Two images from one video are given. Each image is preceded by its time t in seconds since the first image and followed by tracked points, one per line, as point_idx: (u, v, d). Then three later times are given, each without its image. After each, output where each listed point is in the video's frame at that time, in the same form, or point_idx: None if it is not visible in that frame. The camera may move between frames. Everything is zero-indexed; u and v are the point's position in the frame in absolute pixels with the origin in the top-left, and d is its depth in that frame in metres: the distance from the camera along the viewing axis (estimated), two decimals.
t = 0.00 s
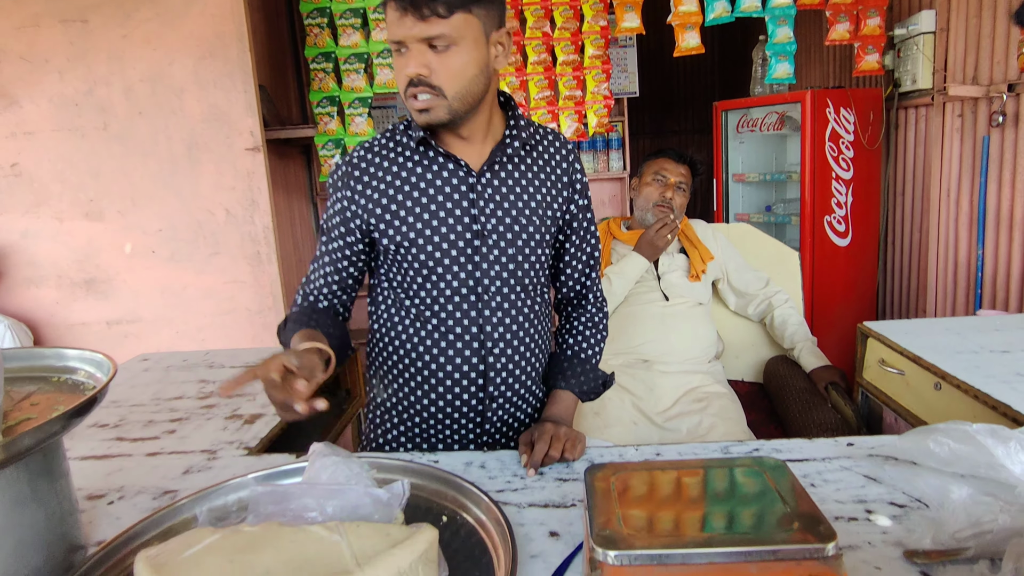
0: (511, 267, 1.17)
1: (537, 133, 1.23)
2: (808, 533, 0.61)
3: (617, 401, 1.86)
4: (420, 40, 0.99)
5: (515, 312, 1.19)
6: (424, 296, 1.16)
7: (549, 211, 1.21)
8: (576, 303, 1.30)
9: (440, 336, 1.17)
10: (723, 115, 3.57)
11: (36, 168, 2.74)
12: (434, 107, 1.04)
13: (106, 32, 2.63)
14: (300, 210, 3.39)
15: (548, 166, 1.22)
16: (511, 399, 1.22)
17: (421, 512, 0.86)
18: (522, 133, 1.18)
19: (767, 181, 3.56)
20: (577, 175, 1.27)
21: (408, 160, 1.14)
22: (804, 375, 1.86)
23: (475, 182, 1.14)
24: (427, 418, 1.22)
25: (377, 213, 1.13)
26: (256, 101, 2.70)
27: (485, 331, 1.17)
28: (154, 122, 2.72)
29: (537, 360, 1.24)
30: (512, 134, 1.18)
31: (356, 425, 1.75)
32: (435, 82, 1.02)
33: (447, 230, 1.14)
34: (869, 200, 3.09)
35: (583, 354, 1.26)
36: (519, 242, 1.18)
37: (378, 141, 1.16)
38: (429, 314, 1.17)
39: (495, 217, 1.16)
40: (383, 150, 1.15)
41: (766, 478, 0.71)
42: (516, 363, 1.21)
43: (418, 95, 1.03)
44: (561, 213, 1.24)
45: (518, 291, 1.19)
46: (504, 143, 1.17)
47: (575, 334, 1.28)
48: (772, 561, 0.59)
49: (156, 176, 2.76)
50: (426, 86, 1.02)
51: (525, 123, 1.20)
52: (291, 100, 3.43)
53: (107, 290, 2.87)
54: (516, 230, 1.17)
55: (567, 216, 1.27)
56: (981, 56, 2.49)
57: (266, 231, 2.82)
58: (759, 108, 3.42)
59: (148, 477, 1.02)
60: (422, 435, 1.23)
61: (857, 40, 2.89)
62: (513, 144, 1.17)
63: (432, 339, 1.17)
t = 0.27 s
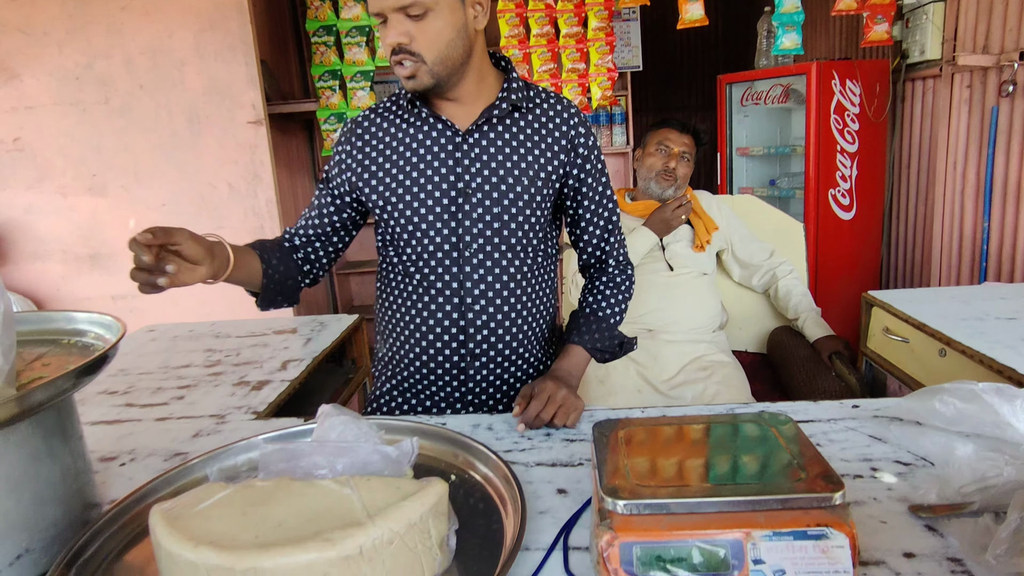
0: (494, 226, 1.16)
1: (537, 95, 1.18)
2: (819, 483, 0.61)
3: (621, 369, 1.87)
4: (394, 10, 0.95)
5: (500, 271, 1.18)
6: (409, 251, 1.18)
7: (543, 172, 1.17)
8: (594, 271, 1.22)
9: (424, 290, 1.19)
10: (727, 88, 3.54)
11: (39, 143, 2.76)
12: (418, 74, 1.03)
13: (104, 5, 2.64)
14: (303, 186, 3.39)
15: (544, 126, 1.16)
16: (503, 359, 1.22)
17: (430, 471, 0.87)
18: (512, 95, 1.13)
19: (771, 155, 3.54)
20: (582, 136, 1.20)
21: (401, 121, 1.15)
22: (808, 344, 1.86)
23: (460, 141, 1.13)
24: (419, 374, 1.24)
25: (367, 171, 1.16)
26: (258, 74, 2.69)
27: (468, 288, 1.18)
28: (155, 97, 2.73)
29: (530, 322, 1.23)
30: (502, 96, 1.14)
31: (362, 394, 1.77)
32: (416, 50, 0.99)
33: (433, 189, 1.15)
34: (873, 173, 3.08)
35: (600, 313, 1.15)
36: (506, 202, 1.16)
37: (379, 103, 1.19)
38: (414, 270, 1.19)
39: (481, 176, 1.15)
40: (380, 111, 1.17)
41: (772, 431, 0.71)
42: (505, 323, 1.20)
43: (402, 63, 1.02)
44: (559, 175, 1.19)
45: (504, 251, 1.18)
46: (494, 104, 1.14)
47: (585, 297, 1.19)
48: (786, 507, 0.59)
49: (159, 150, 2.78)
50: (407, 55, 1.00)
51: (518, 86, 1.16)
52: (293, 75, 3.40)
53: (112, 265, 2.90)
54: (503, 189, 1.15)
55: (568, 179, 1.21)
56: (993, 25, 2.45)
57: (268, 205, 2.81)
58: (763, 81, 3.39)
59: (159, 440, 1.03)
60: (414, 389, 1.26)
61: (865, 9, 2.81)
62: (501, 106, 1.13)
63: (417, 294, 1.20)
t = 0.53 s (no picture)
0: (489, 209, 1.16)
1: (527, 79, 1.18)
2: (824, 462, 0.61)
3: (624, 353, 1.87)
4: None
5: (496, 253, 1.18)
6: (407, 235, 1.19)
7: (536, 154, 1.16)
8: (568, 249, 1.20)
9: (421, 274, 1.19)
10: (729, 72, 3.52)
11: (38, 128, 2.75)
12: (422, 58, 1.03)
13: None
14: (303, 171, 3.38)
15: (536, 108, 1.16)
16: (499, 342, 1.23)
17: (435, 453, 0.87)
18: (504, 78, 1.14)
19: (773, 139, 3.53)
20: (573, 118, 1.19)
21: (396, 106, 1.15)
22: (810, 329, 1.87)
23: (454, 124, 1.13)
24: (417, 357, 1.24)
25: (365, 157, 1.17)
26: (258, 58, 2.68)
27: (464, 271, 1.18)
28: (154, 81, 2.71)
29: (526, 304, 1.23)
30: (495, 79, 1.14)
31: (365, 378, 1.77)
32: (423, 33, 1.00)
33: (428, 172, 1.15)
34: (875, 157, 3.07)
35: (564, 291, 1.11)
36: (500, 184, 1.15)
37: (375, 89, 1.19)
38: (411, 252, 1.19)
39: (475, 158, 1.15)
40: (376, 96, 1.17)
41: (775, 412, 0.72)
42: (501, 306, 1.20)
43: (408, 48, 1.02)
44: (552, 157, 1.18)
45: (499, 233, 1.17)
46: (487, 87, 1.14)
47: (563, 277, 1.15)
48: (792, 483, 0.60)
49: (159, 136, 2.77)
50: (415, 39, 1.01)
51: (509, 70, 1.16)
52: (292, 60, 3.38)
53: (114, 251, 2.90)
54: (497, 171, 1.15)
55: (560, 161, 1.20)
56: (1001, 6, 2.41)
57: (269, 190, 2.81)
58: (766, 65, 3.36)
59: (165, 423, 1.04)
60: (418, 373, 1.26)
61: None
62: (493, 90, 1.14)
63: (414, 277, 1.20)
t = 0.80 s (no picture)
0: (469, 212, 1.17)
1: (503, 82, 1.19)
2: (814, 467, 0.62)
3: (619, 354, 1.87)
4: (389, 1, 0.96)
5: (477, 256, 1.18)
6: (387, 238, 1.18)
7: (513, 156, 1.17)
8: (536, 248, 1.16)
9: (403, 277, 1.20)
10: (725, 71, 3.52)
11: (32, 129, 2.74)
12: (409, 66, 1.03)
13: None
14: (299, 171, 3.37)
15: (512, 111, 1.18)
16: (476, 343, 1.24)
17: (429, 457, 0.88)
18: (481, 84, 1.15)
19: (768, 138, 3.54)
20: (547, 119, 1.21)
21: (374, 110, 1.15)
22: (805, 328, 1.88)
23: (434, 130, 1.14)
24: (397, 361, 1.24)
25: (344, 160, 1.15)
26: (252, 59, 2.68)
27: (445, 274, 1.19)
28: (149, 82, 2.71)
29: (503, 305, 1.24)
30: (472, 85, 1.16)
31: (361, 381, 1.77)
32: (409, 40, 1.00)
33: (408, 176, 1.15)
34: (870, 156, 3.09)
35: (513, 287, 1.07)
36: (479, 187, 1.16)
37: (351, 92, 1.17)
38: (394, 256, 1.19)
39: (456, 161, 1.16)
40: (354, 100, 1.16)
41: (768, 416, 0.72)
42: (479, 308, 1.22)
43: (393, 54, 1.02)
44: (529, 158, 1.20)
45: (479, 236, 1.18)
46: (463, 93, 1.15)
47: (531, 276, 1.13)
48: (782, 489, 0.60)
49: (154, 137, 2.76)
50: (400, 45, 1.00)
51: (487, 75, 1.17)
52: (287, 60, 3.37)
53: (109, 252, 2.90)
54: (476, 174, 1.16)
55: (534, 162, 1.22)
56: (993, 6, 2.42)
57: (265, 191, 2.81)
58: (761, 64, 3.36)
59: (159, 428, 1.03)
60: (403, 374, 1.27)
61: None
62: (470, 96, 1.15)
63: (397, 281, 1.20)
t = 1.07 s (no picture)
0: (440, 231, 1.19)
1: (476, 102, 1.22)
2: (801, 486, 0.62)
3: (613, 365, 1.87)
4: (367, 23, 0.99)
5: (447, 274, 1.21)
6: (359, 255, 1.22)
7: (483, 175, 1.19)
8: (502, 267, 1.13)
9: (376, 295, 1.22)
10: (719, 79, 3.54)
11: (27, 142, 2.75)
12: (386, 81, 1.05)
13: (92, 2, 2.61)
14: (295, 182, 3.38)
15: (483, 130, 1.20)
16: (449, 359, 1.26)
17: (422, 475, 0.88)
18: (454, 104, 1.17)
19: (762, 145, 3.55)
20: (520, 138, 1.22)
21: (348, 130, 1.20)
22: (799, 337, 1.88)
23: (404, 149, 1.18)
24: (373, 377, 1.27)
25: (316, 179, 1.20)
26: (247, 70, 2.69)
27: (416, 291, 1.21)
28: (144, 94, 2.71)
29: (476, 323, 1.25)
30: (446, 105, 1.18)
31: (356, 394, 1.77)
32: (387, 60, 1.03)
33: (379, 194, 1.18)
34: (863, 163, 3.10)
35: (472, 298, 1.04)
36: (448, 206, 1.19)
37: (330, 113, 1.23)
38: (366, 274, 1.22)
39: (425, 180, 1.18)
40: (330, 121, 1.22)
41: (759, 433, 0.72)
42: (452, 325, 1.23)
43: (371, 73, 1.04)
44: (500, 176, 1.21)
45: (449, 253, 1.20)
46: (436, 112, 1.18)
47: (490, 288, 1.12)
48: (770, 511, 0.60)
49: (149, 149, 2.77)
50: (378, 66, 1.03)
51: (460, 95, 1.19)
52: (282, 70, 3.38)
53: (104, 264, 2.91)
54: (445, 193, 1.19)
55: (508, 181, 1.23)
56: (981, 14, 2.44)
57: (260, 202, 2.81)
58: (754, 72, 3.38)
59: (152, 446, 1.04)
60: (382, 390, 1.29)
61: None
62: (442, 115, 1.17)
63: (370, 299, 1.23)
